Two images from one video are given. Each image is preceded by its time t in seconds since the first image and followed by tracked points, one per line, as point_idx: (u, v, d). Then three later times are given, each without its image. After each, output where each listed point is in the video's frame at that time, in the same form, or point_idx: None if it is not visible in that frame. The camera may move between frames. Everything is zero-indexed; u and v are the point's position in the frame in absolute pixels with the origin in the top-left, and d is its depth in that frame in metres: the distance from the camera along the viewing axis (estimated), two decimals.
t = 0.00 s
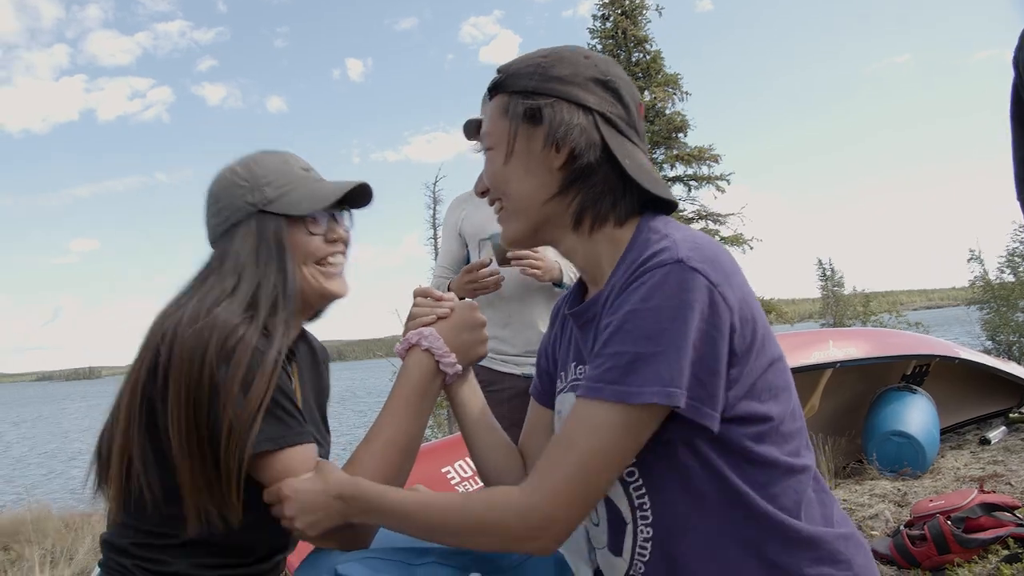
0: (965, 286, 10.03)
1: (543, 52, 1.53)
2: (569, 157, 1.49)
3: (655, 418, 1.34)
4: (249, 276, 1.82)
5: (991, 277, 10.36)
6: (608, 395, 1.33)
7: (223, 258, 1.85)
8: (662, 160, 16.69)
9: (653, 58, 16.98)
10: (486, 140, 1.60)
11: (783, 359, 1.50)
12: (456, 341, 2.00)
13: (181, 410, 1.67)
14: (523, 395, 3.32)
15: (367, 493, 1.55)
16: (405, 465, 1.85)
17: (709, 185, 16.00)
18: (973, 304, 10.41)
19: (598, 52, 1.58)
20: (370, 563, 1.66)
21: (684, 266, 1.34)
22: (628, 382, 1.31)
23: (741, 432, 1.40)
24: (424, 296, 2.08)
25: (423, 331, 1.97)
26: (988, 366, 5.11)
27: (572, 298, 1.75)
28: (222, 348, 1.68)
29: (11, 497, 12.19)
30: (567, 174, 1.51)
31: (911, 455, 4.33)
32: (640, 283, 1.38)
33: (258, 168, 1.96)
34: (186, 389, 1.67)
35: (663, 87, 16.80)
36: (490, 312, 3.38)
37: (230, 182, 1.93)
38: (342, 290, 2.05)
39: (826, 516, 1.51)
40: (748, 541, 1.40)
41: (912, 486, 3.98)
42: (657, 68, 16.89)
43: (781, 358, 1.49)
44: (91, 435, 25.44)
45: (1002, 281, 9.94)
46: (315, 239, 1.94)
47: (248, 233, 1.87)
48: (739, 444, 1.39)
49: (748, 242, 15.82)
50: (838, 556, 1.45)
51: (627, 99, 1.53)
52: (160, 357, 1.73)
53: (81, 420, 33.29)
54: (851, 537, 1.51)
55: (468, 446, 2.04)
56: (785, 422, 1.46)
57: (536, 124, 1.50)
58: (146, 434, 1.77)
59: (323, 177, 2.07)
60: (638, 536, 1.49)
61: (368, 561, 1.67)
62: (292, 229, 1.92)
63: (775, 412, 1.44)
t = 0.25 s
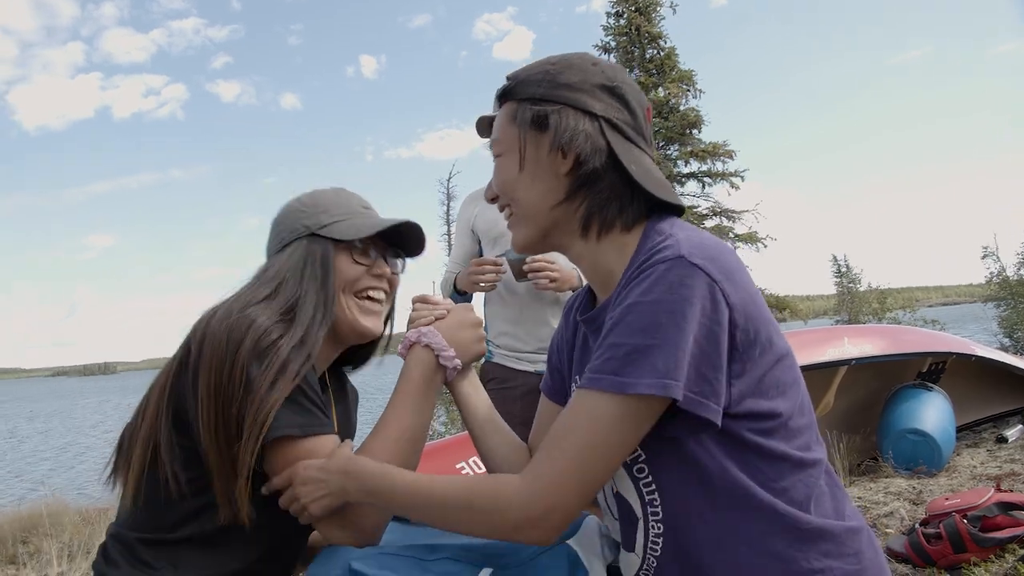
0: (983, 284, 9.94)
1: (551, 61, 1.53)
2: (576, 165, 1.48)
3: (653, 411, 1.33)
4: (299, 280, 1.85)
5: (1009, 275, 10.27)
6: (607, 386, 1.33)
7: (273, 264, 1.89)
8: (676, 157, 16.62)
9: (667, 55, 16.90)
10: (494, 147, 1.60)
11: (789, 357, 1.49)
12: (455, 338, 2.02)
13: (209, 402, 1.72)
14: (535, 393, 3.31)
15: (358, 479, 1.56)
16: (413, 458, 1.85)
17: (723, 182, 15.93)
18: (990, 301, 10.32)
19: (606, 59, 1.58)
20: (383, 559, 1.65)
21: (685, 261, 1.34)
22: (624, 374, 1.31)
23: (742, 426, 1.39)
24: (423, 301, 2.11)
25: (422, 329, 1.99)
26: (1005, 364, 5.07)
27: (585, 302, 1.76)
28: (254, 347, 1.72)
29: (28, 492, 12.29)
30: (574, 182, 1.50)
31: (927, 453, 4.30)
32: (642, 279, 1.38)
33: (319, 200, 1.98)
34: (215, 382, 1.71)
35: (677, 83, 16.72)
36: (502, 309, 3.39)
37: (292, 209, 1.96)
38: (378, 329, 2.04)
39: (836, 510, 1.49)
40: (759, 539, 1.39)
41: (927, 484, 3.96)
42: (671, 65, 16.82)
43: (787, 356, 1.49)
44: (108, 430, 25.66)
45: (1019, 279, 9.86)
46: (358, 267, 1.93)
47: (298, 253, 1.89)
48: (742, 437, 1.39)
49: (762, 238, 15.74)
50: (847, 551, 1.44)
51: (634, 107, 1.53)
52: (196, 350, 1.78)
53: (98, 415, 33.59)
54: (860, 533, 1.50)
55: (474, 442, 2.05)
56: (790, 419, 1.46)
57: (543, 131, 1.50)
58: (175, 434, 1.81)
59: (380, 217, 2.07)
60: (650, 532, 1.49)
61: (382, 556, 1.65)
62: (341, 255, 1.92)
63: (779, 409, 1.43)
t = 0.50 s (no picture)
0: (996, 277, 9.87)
1: (507, 87, 1.53)
2: (554, 183, 1.48)
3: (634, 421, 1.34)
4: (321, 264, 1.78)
5: (1022, 268, 10.19)
6: (581, 393, 1.34)
7: (305, 244, 1.81)
8: (686, 151, 16.53)
9: (677, 49, 16.87)
10: (468, 182, 1.59)
11: (779, 355, 1.47)
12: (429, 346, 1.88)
13: (207, 368, 1.61)
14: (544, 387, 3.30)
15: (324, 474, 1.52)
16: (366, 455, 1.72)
17: (734, 176, 15.87)
18: (1004, 295, 10.25)
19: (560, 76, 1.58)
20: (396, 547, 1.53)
21: (668, 277, 1.32)
22: (609, 391, 1.32)
23: (733, 431, 1.39)
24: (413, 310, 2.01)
25: (397, 334, 1.86)
26: (1018, 358, 5.03)
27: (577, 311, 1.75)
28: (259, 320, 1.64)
29: (44, 489, 12.40)
30: (554, 199, 1.49)
31: (939, 447, 4.28)
32: (626, 291, 1.37)
33: (382, 190, 1.97)
34: (215, 348, 1.62)
35: (687, 77, 16.65)
36: (510, 306, 3.38)
37: (353, 183, 1.94)
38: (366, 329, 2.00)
39: (836, 502, 1.47)
40: (756, 533, 1.37)
41: (939, 478, 3.93)
42: (681, 59, 16.78)
43: (777, 354, 1.47)
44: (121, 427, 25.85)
45: None
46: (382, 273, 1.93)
47: (336, 234, 1.84)
48: (732, 441, 1.39)
49: (773, 233, 15.67)
50: (850, 541, 1.42)
51: (597, 115, 1.53)
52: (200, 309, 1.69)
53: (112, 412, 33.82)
54: (864, 523, 1.48)
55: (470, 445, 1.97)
56: (783, 419, 1.44)
57: (517, 157, 1.49)
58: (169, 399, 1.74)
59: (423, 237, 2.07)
60: (649, 529, 1.47)
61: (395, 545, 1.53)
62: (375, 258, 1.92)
63: (771, 412, 1.42)
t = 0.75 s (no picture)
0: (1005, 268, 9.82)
1: (458, 106, 1.54)
2: (510, 201, 1.49)
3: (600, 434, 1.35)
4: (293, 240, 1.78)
5: None
6: (548, 409, 1.37)
7: (272, 222, 1.81)
8: (694, 145, 16.42)
9: (683, 42, 16.82)
10: (430, 205, 1.62)
11: (751, 358, 1.46)
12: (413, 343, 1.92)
13: (198, 353, 1.64)
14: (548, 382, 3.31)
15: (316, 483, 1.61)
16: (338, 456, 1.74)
17: (741, 169, 15.82)
18: (1013, 285, 10.20)
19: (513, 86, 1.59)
20: (397, 541, 1.51)
21: (621, 289, 1.31)
22: (574, 406, 1.33)
23: (700, 438, 1.39)
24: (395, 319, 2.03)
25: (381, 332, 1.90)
26: None
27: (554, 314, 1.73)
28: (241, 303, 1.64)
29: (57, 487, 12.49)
30: (513, 216, 1.51)
31: (948, 439, 4.27)
32: (583, 305, 1.37)
33: (343, 150, 1.94)
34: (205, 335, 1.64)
35: (693, 70, 16.58)
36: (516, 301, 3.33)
37: (312, 149, 1.91)
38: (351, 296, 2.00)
39: (819, 498, 1.46)
40: (730, 529, 1.37)
41: (947, 471, 3.92)
42: (687, 52, 16.73)
43: (748, 355, 1.45)
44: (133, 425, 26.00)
45: None
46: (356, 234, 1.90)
47: (302, 203, 1.83)
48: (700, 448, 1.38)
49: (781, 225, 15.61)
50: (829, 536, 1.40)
51: (550, 126, 1.53)
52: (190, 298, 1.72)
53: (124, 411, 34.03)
54: (848, 517, 1.46)
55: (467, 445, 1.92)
56: (755, 423, 1.43)
57: (472, 178, 1.51)
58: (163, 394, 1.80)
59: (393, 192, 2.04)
60: (629, 531, 1.47)
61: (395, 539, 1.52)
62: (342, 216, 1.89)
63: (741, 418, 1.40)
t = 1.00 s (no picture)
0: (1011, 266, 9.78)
1: (439, 105, 1.54)
2: (496, 200, 1.49)
3: (602, 420, 1.34)
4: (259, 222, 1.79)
5: None
6: (547, 397, 1.37)
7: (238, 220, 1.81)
8: (700, 141, 16.39)
9: (689, 38, 16.77)
10: (415, 208, 1.62)
11: (741, 350, 1.46)
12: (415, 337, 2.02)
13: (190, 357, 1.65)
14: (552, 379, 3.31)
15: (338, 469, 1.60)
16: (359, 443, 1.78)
17: (747, 165, 15.77)
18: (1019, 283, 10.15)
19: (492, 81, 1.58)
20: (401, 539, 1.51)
21: (608, 268, 1.33)
22: (572, 392, 1.33)
23: (692, 431, 1.38)
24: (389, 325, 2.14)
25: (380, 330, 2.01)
26: None
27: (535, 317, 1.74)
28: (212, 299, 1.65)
29: (63, 479, 12.56)
30: (499, 215, 1.51)
31: (953, 438, 4.26)
32: (572, 291, 1.38)
33: (290, 123, 1.93)
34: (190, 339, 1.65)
35: (699, 66, 16.54)
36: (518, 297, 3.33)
37: (260, 132, 1.91)
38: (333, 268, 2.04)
39: (810, 496, 1.46)
40: (725, 527, 1.38)
41: (952, 469, 3.92)
42: (693, 48, 16.67)
43: (738, 351, 1.45)
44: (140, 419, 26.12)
45: None
46: (318, 204, 1.91)
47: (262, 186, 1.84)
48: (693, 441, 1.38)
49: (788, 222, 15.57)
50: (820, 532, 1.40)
51: (532, 121, 1.53)
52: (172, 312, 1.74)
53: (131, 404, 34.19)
54: (839, 514, 1.46)
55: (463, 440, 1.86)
56: (745, 417, 1.42)
57: (456, 178, 1.51)
58: (163, 401, 1.79)
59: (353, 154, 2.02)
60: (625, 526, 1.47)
61: (394, 535, 1.53)
62: (300, 188, 1.89)
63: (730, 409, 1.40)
